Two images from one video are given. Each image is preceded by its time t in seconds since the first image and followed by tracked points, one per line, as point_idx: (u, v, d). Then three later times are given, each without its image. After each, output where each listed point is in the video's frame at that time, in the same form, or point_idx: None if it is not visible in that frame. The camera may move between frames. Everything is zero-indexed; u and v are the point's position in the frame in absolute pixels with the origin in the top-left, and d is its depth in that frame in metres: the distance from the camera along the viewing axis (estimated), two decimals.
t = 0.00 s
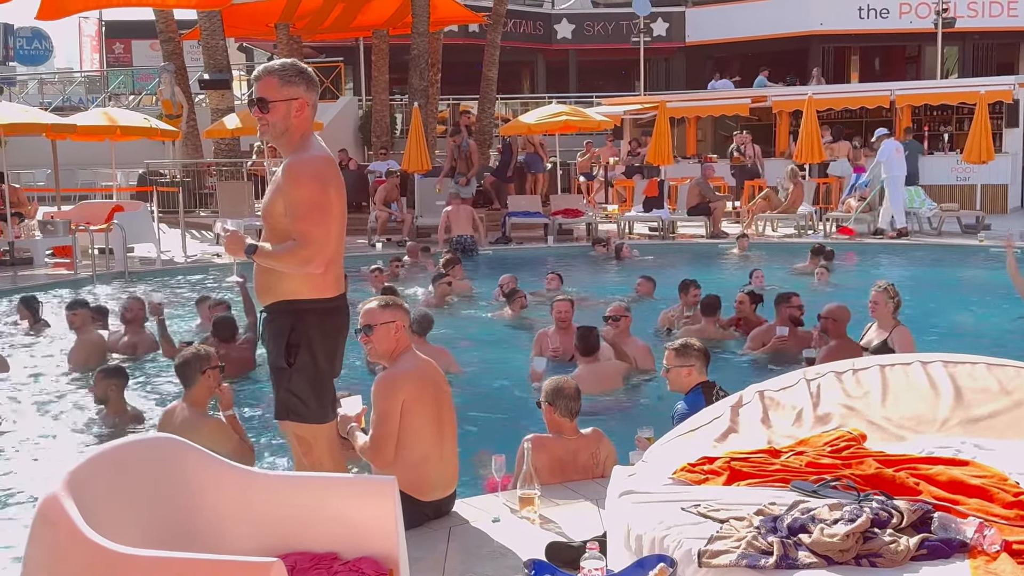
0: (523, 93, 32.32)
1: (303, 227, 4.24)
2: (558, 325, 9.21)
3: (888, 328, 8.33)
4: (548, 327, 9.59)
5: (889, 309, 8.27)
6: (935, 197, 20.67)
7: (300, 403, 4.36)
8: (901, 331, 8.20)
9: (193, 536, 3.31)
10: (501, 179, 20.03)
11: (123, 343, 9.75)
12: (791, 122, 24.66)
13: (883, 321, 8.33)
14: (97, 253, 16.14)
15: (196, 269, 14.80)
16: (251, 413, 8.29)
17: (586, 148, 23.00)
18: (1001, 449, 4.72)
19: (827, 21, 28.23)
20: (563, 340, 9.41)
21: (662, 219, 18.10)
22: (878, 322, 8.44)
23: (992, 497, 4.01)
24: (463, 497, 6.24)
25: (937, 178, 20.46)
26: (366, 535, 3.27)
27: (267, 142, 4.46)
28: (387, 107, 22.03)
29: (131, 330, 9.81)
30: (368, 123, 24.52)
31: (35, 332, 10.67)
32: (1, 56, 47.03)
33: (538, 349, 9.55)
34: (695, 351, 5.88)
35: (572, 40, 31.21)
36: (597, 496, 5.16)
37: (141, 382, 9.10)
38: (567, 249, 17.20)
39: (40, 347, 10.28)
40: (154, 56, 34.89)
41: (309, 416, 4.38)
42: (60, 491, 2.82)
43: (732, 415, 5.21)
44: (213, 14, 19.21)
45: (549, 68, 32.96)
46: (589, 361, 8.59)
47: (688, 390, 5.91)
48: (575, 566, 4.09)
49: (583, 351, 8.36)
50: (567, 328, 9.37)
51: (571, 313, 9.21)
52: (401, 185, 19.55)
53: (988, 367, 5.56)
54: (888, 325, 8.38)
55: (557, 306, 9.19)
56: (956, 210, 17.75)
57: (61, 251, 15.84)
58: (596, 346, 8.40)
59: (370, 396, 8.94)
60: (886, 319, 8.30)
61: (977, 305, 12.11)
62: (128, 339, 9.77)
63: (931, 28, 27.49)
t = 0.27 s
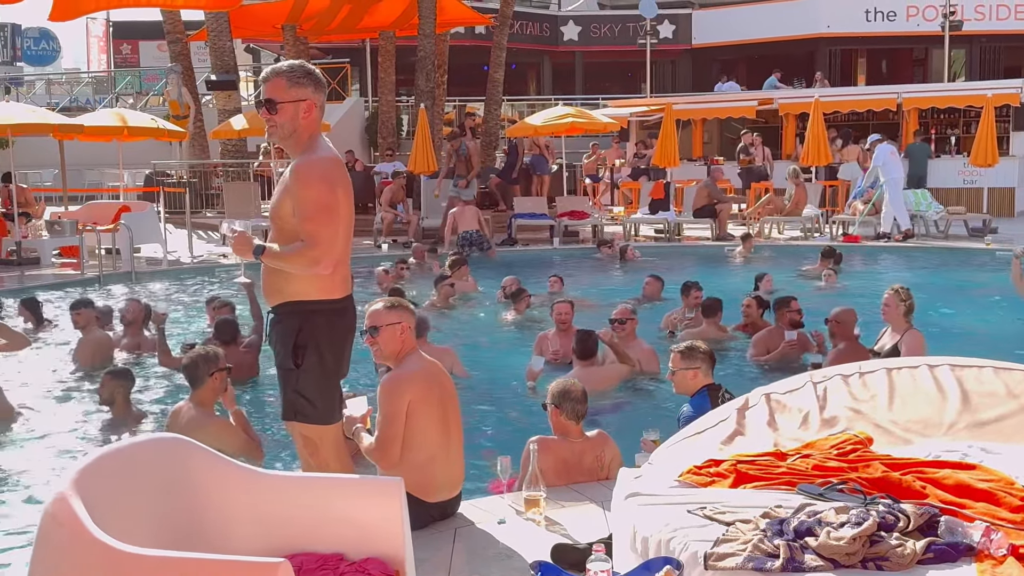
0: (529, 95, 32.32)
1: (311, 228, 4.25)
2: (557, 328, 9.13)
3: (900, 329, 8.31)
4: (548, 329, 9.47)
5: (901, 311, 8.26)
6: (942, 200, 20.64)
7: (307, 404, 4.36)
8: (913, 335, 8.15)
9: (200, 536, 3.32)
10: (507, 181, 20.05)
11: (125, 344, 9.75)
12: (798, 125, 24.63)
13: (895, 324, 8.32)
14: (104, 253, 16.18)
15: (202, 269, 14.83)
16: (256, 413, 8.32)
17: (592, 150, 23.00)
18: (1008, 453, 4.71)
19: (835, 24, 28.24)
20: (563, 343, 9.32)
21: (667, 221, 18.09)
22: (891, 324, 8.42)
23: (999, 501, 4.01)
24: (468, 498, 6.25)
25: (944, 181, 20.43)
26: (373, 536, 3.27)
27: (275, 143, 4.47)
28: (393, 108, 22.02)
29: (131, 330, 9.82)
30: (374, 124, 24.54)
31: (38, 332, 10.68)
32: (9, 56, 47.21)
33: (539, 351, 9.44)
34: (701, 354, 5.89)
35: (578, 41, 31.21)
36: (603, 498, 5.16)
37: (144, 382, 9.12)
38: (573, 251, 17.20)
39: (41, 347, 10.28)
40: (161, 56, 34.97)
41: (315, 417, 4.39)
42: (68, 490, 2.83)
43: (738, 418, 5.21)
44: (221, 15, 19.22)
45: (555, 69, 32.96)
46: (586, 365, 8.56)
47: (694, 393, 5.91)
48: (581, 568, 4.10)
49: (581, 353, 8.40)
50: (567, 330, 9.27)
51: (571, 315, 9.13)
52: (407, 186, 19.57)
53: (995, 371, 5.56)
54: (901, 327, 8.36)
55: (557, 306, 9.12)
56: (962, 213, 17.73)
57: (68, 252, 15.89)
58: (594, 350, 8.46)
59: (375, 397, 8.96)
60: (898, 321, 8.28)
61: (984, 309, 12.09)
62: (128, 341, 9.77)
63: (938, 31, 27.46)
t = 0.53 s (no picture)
0: (537, 96, 32.34)
1: (322, 228, 4.26)
2: (560, 329, 9.18)
3: (912, 331, 8.29)
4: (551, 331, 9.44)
5: (913, 312, 8.24)
6: (950, 202, 20.59)
7: (316, 404, 4.38)
8: (925, 335, 8.14)
9: (209, 534, 3.33)
10: (514, 182, 20.05)
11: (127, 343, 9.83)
12: (806, 127, 24.61)
13: (908, 325, 8.30)
14: (112, 252, 16.24)
15: (210, 269, 14.87)
16: (264, 412, 8.34)
17: (600, 151, 23.00)
18: (1017, 456, 4.70)
19: (843, 26, 28.26)
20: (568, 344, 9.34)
21: (675, 222, 18.09)
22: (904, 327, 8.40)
23: (1008, 504, 4.00)
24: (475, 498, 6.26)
25: (953, 185, 20.33)
26: (382, 536, 3.28)
27: (284, 143, 4.47)
28: (401, 109, 22.04)
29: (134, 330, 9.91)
30: (382, 125, 24.57)
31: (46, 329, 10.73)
32: (19, 55, 47.38)
33: (541, 353, 9.45)
34: (713, 356, 5.85)
35: (586, 43, 31.19)
36: (610, 499, 5.16)
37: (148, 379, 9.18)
38: (580, 252, 17.21)
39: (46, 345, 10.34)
40: (170, 57, 35.07)
41: (324, 416, 4.40)
42: (79, 489, 2.84)
43: (747, 419, 5.20)
44: (230, 15, 19.26)
45: (563, 71, 32.97)
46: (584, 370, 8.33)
47: (702, 395, 5.91)
48: (588, 569, 4.10)
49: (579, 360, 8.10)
50: (569, 331, 9.30)
51: (574, 316, 9.20)
52: (415, 187, 19.59)
53: (1004, 374, 5.55)
54: (913, 328, 8.34)
55: (559, 307, 9.19)
56: (971, 216, 17.69)
57: (77, 251, 15.94)
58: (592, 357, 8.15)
59: (382, 397, 8.98)
60: (910, 322, 8.26)
61: (992, 312, 12.07)
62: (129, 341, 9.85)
63: (947, 34, 27.45)
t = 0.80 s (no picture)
0: (545, 96, 32.32)
1: (331, 226, 4.27)
2: (563, 329, 9.15)
3: (923, 332, 8.26)
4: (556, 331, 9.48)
5: (924, 313, 8.22)
6: (960, 204, 20.53)
7: (325, 402, 4.38)
8: (936, 337, 8.12)
9: (218, 531, 3.33)
10: (523, 182, 20.04)
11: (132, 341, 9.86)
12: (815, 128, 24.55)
13: (919, 327, 8.28)
14: (121, 251, 16.26)
15: (218, 268, 14.90)
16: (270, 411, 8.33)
17: (608, 151, 22.97)
18: None
19: (853, 27, 28.17)
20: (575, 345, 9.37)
21: (684, 223, 18.06)
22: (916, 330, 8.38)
23: (1017, 506, 3.99)
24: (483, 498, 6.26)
25: (963, 186, 20.26)
26: (391, 535, 3.28)
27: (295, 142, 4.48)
28: (410, 108, 22.02)
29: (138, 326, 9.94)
30: (390, 124, 24.57)
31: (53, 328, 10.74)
32: (29, 54, 47.48)
33: (547, 353, 9.50)
34: (721, 356, 5.86)
35: (595, 43, 31.16)
36: (618, 499, 5.16)
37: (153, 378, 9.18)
38: (589, 253, 17.20)
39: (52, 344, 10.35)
40: (179, 56, 35.13)
41: (333, 415, 4.40)
42: (89, 486, 2.85)
43: (755, 420, 5.20)
44: (239, 14, 19.27)
45: (572, 71, 32.95)
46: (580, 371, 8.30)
47: (709, 395, 5.91)
48: (596, 569, 4.10)
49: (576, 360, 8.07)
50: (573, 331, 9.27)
51: (578, 318, 9.19)
52: (423, 187, 19.60)
53: (1014, 376, 5.53)
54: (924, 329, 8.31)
55: (563, 308, 9.15)
56: (980, 218, 17.64)
57: (86, 250, 15.97)
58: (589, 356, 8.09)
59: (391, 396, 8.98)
60: (920, 323, 8.24)
61: (1002, 313, 12.03)
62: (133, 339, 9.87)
63: (957, 35, 27.38)
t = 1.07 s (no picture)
0: (553, 95, 32.33)
1: (339, 225, 4.28)
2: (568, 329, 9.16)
3: (931, 331, 8.26)
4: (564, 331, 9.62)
5: (931, 313, 8.21)
6: (968, 204, 20.48)
7: (330, 401, 4.38)
8: (942, 336, 8.11)
9: (226, 527, 3.34)
10: (531, 181, 20.06)
11: (135, 339, 9.86)
12: (823, 128, 24.52)
13: (926, 326, 8.28)
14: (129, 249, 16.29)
15: (226, 265, 14.92)
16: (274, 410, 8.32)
17: (616, 150, 22.96)
18: None
19: (861, 26, 28.11)
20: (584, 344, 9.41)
21: (691, 222, 18.05)
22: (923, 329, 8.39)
23: None
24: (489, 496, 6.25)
25: (972, 186, 20.22)
26: (398, 534, 3.29)
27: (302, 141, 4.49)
28: (418, 107, 22.03)
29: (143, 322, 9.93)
30: (398, 123, 24.58)
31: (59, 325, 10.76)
32: (38, 52, 47.64)
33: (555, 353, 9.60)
34: (725, 356, 5.85)
35: (603, 42, 31.14)
36: (623, 499, 5.16)
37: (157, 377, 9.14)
38: (596, 251, 17.19)
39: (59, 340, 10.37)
40: (188, 54, 35.20)
41: (338, 414, 4.41)
42: (97, 481, 2.86)
43: (762, 420, 5.19)
44: (248, 13, 19.30)
45: (580, 70, 32.95)
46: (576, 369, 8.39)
47: (715, 395, 5.90)
48: (603, 568, 4.10)
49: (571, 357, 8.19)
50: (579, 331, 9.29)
51: (583, 317, 9.19)
52: (431, 185, 19.57)
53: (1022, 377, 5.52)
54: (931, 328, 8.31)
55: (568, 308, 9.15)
56: (989, 218, 17.61)
57: (95, 247, 16.01)
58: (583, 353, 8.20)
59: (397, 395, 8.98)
60: (928, 323, 8.23)
61: (1010, 314, 12.00)
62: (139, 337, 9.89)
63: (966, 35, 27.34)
